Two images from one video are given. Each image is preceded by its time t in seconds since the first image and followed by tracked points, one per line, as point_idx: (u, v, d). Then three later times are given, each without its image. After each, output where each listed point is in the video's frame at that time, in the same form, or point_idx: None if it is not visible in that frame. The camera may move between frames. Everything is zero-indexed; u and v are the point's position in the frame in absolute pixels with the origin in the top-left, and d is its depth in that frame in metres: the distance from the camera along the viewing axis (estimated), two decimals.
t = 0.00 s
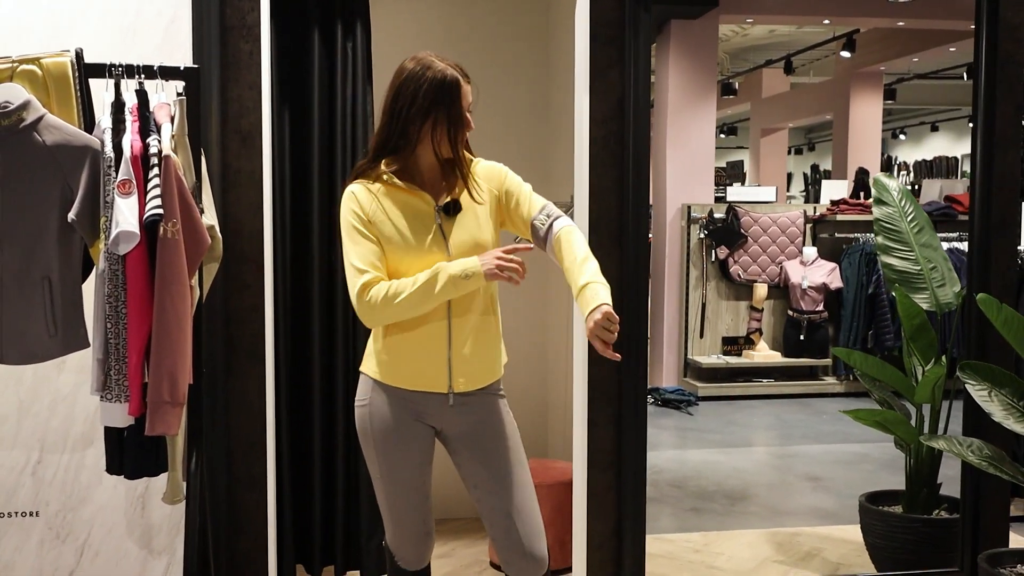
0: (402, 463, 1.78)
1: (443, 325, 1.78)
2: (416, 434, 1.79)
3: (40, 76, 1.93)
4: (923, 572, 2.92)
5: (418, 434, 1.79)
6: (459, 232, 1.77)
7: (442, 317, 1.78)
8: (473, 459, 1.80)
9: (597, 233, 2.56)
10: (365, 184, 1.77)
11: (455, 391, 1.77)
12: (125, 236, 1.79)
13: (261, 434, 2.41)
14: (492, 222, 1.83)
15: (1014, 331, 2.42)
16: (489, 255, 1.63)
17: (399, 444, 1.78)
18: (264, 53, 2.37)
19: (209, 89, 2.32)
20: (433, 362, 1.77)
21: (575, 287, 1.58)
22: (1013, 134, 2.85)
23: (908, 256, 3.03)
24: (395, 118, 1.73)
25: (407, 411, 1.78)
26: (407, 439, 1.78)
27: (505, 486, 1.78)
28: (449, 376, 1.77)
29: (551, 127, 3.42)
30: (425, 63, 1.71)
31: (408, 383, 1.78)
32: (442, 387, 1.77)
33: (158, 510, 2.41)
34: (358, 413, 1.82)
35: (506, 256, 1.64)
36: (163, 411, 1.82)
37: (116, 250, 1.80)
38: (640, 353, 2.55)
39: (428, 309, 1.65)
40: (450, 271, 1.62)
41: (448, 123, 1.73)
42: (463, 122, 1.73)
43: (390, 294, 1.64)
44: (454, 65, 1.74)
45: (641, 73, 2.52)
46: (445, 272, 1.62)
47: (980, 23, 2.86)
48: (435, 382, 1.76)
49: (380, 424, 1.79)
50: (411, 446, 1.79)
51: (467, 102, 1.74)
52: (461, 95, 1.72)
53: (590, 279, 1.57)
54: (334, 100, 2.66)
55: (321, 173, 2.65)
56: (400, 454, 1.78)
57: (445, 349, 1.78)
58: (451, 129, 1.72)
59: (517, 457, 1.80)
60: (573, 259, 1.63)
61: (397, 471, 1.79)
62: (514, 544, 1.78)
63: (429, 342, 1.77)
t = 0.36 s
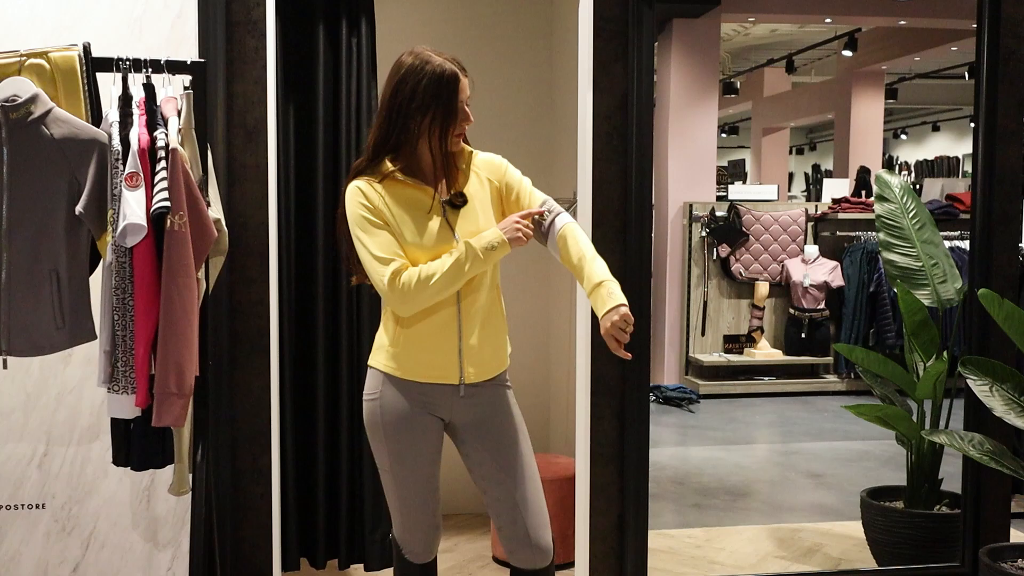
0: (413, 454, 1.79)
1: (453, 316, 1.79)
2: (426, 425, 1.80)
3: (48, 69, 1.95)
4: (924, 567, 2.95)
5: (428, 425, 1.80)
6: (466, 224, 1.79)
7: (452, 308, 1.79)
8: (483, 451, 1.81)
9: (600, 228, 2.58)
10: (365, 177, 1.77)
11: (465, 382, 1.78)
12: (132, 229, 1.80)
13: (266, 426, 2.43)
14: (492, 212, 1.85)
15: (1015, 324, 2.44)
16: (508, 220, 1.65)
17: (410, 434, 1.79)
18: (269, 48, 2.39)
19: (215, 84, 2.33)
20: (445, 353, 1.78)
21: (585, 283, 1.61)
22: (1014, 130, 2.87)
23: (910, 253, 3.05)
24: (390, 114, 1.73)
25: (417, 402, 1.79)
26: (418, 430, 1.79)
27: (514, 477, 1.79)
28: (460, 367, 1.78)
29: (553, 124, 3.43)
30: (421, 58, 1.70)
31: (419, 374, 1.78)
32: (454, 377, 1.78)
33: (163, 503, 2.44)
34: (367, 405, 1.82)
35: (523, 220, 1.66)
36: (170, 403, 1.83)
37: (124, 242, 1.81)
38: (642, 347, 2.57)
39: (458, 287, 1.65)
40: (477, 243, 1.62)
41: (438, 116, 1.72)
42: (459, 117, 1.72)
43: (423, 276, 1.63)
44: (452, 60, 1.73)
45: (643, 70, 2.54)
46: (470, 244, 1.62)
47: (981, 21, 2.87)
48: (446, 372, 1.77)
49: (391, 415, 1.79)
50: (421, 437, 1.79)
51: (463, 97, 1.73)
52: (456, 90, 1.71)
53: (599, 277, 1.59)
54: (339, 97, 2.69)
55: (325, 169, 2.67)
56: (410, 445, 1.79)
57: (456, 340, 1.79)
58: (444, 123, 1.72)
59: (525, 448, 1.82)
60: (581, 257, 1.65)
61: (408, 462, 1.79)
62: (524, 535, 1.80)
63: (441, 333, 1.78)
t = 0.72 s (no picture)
0: (413, 453, 1.80)
1: (453, 316, 1.80)
2: (427, 424, 1.81)
3: (50, 70, 1.96)
4: (924, 564, 2.97)
5: (428, 424, 1.81)
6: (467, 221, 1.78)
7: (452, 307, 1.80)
8: (484, 451, 1.82)
9: (600, 227, 2.59)
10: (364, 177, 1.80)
11: (465, 382, 1.79)
12: (134, 229, 1.81)
13: (268, 425, 2.44)
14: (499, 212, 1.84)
15: (1014, 322, 2.44)
16: (510, 244, 1.67)
17: (410, 433, 1.80)
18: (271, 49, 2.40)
19: (216, 85, 2.34)
20: (444, 352, 1.78)
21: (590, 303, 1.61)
22: (1014, 129, 2.88)
23: (910, 251, 3.05)
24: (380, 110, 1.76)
25: (417, 402, 1.80)
26: (418, 430, 1.80)
27: (515, 476, 1.80)
28: (459, 366, 1.78)
29: (554, 124, 3.44)
30: (401, 55, 1.72)
31: (418, 373, 1.79)
32: (453, 377, 1.78)
33: (165, 502, 2.44)
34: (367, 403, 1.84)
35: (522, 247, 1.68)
36: (172, 403, 1.83)
37: (126, 243, 1.82)
38: (642, 345, 2.58)
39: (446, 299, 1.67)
40: (475, 257, 1.65)
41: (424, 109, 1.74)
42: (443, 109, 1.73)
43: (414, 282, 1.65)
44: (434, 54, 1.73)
45: (643, 69, 2.55)
46: (465, 258, 1.65)
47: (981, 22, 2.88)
48: (447, 372, 1.78)
49: (391, 415, 1.80)
50: (422, 436, 1.80)
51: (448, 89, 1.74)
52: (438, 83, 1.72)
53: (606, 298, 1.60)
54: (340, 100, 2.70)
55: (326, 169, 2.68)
56: (411, 444, 1.80)
57: (456, 340, 1.79)
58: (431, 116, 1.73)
59: (526, 448, 1.82)
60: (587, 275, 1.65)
61: (408, 462, 1.80)
62: (524, 534, 1.81)
63: (440, 332, 1.79)
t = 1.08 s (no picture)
0: (403, 454, 1.81)
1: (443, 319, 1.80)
2: (418, 425, 1.82)
3: (48, 71, 1.96)
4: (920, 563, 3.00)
5: (418, 426, 1.82)
6: (464, 226, 1.80)
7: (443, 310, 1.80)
8: (476, 453, 1.82)
9: (598, 227, 2.59)
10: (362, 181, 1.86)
11: (453, 384, 1.80)
12: (131, 229, 1.81)
13: (266, 424, 2.44)
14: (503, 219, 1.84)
15: (1010, 321, 2.45)
16: (492, 273, 1.71)
17: (401, 435, 1.81)
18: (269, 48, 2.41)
19: (214, 85, 2.35)
20: (433, 354, 1.79)
21: (581, 323, 1.64)
22: (1010, 128, 2.89)
23: (907, 251, 3.05)
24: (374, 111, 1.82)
25: (406, 403, 1.81)
26: (409, 432, 1.81)
27: (508, 478, 1.81)
28: (448, 369, 1.79)
29: (551, 123, 3.43)
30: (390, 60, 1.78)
31: (408, 374, 1.80)
32: (441, 379, 1.79)
33: (163, 502, 2.45)
34: (360, 404, 1.86)
35: (506, 278, 1.72)
36: (170, 402, 1.83)
37: (123, 242, 1.82)
38: (639, 345, 2.59)
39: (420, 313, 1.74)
40: (453, 278, 1.70)
41: (399, 108, 1.78)
42: (422, 106, 1.77)
43: (388, 292, 1.73)
44: (416, 56, 1.79)
45: (641, 69, 2.55)
46: (444, 281, 1.70)
47: (976, 22, 2.90)
48: (434, 374, 1.79)
49: (382, 416, 1.82)
50: (413, 438, 1.81)
51: (422, 88, 1.78)
52: (411, 82, 1.77)
53: (599, 320, 1.63)
54: (337, 102, 2.71)
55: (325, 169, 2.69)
56: (401, 445, 1.81)
57: (445, 341, 1.80)
58: (402, 116, 1.77)
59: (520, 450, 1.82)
60: (581, 298, 1.67)
61: (398, 463, 1.81)
62: (516, 536, 1.81)
63: (429, 334, 1.80)
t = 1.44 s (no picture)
0: (403, 454, 1.81)
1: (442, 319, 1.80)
2: (418, 426, 1.82)
3: (48, 71, 1.96)
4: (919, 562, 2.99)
5: (418, 426, 1.82)
6: (462, 227, 1.80)
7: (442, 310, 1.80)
8: (476, 454, 1.82)
9: (598, 226, 2.59)
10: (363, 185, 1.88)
11: (452, 384, 1.80)
12: (131, 229, 1.81)
13: (266, 424, 2.44)
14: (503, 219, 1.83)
15: (1010, 320, 2.45)
16: (475, 293, 1.71)
17: (400, 435, 1.81)
18: (268, 48, 2.41)
19: (214, 84, 2.35)
20: (432, 354, 1.80)
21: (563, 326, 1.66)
22: (1010, 127, 2.90)
23: (908, 250, 3.05)
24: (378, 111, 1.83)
25: (406, 403, 1.81)
26: (409, 432, 1.81)
27: (508, 479, 1.80)
28: (446, 369, 1.79)
29: (552, 123, 3.44)
30: (395, 59, 1.79)
31: (407, 374, 1.81)
32: (439, 379, 1.79)
33: (163, 502, 2.45)
34: (360, 404, 1.86)
35: (488, 304, 1.71)
36: (169, 402, 1.83)
37: (124, 242, 1.82)
38: (639, 344, 2.59)
39: (411, 317, 1.76)
40: (436, 284, 1.72)
41: (406, 108, 1.79)
42: (429, 104, 1.79)
43: (378, 297, 1.76)
44: (419, 54, 1.80)
45: (641, 68, 2.55)
46: (429, 285, 1.73)
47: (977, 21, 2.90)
48: (433, 374, 1.79)
49: (382, 416, 1.82)
50: (412, 438, 1.81)
51: (428, 87, 1.79)
52: (417, 82, 1.78)
53: (581, 325, 1.64)
54: (338, 104, 2.71)
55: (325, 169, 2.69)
56: (400, 446, 1.81)
57: (444, 341, 1.80)
58: (412, 116, 1.78)
59: (520, 450, 1.82)
60: (569, 301, 1.68)
61: (398, 463, 1.81)
62: (516, 536, 1.81)
63: (428, 334, 1.80)
